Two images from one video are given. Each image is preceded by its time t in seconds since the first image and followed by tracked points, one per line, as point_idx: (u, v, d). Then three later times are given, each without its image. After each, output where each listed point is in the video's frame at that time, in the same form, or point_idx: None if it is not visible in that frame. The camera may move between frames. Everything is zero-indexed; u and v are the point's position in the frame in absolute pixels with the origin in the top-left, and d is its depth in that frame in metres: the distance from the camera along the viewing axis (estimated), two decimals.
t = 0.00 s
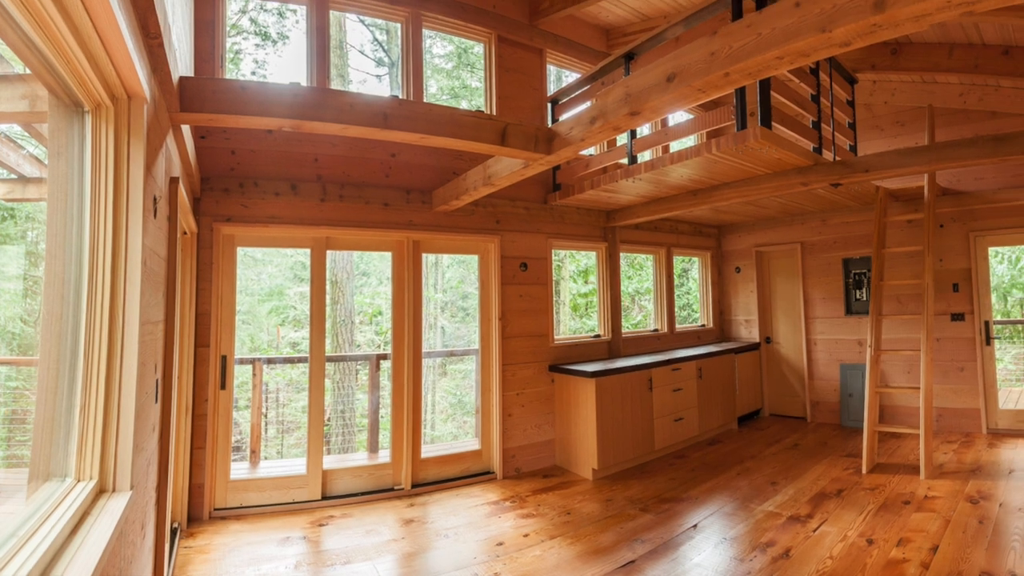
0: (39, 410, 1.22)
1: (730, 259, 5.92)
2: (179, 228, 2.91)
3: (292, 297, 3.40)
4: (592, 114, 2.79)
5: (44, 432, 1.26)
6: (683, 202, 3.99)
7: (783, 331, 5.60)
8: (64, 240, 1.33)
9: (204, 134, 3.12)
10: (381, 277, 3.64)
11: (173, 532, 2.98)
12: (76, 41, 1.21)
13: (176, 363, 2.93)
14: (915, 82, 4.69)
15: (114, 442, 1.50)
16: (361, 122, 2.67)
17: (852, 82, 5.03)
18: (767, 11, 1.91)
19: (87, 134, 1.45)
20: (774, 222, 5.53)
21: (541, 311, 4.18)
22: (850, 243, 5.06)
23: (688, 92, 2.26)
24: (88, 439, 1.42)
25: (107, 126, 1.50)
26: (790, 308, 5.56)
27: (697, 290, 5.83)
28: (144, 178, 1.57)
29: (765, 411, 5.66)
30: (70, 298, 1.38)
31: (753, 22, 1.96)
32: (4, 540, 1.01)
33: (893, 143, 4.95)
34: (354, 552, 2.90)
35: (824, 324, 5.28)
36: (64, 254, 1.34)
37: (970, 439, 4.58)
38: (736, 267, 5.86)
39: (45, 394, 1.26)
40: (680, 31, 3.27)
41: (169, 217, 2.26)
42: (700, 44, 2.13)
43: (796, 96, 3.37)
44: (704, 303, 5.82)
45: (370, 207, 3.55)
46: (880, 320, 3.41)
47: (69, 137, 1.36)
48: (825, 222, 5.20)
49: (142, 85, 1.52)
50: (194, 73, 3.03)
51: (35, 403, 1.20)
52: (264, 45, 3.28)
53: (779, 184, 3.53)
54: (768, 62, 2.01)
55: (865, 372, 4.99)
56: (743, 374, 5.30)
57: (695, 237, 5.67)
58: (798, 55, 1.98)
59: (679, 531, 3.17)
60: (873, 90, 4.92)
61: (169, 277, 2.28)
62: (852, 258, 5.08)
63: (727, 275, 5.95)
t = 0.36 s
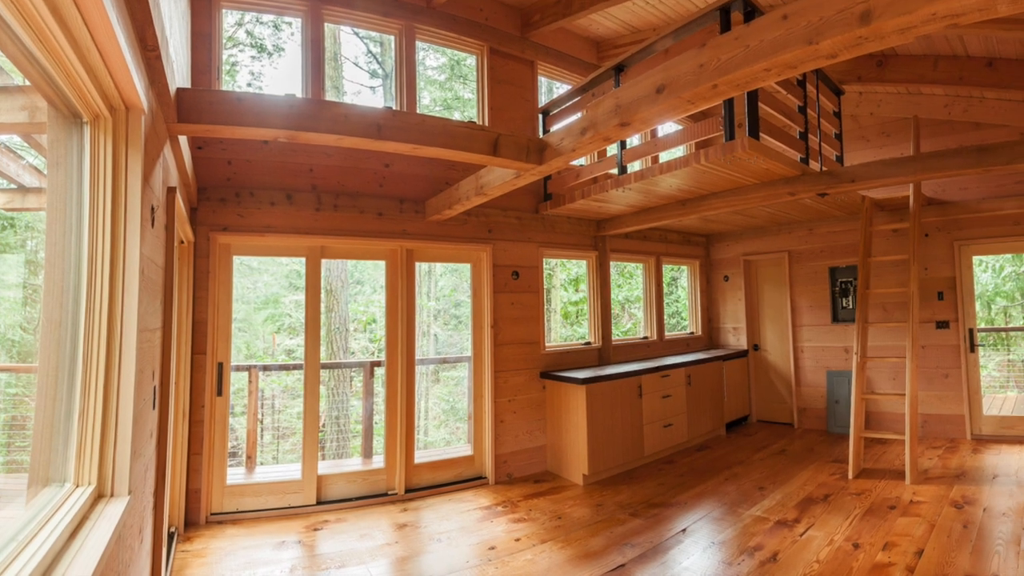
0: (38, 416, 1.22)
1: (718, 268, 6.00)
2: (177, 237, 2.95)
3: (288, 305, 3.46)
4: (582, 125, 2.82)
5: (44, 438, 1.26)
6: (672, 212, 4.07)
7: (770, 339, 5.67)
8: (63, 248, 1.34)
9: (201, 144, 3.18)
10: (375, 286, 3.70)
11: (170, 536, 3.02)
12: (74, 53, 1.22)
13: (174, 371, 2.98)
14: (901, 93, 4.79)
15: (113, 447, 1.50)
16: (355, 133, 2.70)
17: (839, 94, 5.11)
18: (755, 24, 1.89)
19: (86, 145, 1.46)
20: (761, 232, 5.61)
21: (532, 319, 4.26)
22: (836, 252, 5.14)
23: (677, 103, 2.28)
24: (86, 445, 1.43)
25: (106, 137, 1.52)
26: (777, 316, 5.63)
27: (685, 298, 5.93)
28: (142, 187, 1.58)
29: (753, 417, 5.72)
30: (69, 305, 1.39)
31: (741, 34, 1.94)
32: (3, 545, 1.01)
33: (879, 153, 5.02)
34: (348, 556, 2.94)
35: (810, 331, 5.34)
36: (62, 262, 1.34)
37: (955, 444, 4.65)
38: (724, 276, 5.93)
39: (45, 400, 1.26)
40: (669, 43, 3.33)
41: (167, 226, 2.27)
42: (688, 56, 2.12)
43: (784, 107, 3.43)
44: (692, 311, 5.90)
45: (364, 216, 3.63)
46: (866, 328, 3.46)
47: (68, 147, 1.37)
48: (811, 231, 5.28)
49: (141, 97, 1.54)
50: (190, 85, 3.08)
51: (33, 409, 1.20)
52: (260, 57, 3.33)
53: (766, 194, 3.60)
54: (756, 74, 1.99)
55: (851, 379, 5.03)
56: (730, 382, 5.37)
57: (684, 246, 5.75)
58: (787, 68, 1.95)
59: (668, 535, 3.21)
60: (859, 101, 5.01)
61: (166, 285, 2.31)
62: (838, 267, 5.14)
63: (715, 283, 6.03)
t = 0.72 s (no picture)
0: (38, 421, 1.25)
1: (707, 276, 6.06)
2: (174, 246, 3.00)
3: (283, 312, 3.51)
4: (573, 136, 2.85)
5: (43, 443, 1.30)
6: (662, 221, 4.13)
7: (758, 346, 5.72)
8: (62, 257, 1.38)
9: (197, 155, 3.23)
10: (369, 293, 3.76)
11: (168, 541, 3.06)
12: (72, 64, 1.26)
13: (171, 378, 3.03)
14: (887, 104, 4.81)
15: (111, 453, 1.55)
16: (350, 143, 2.73)
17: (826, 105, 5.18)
18: (743, 36, 1.94)
19: (83, 156, 1.51)
20: (750, 240, 5.68)
21: (524, 326, 4.33)
22: (823, 261, 5.21)
23: (667, 113, 2.31)
24: (86, 451, 1.47)
25: (104, 148, 1.56)
26: (766, 323, 5.69)
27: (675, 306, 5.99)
28: (138, 197, 1.63)
29: (741, 423, 5.77)
30: (69, 313, 1.43)
31: (729, 46, 1.99)
32: (4, 548, 1.05)
33: (865, 164, 5.08)
34: (342, 560, 2.99)
35: (798, 338, 5.41)
36: (61, 271, 1.38)
37: (940, 450, 4.71)
38: (713, 284, 6.00)
39: (44, 407, 1.29)
40: (658, 55, 3.38)
41: (164, 235, 2.31)
42: (677, 68, 2.17)
43: (771, 118, 3.48)
44: (681, 319, 5.96)
45: (358, 226, 3.69)
46: (852, 336, 3.52)
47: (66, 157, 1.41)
48: (799, 240, 5.36)
49: (138, 108, 1.59)
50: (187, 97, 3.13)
51: (33, 415, 1.23)
52: (256, 69, 3.38)
53: (754, 203, 3.66)
54: (744, 85, 2.03)
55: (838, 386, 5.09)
56: (719, 388, 5.43)
57: (673, 255, 5.81)
58: (773, 79, 1.97)
59: (658, 540, 3.25)
60: (845, 112, 5.06)
61: (164, 293, 2.35)
62: (825, 275, 5.21)
63: (704, 291, 6.09)
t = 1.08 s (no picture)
0: (37, 427, 1.26)
1: (696, 284, 6.13)
2: (172, 254, 3.05)
3: (278, 320, 3.57)
4: (564, 146, 2.89)
5: (43, 449, 1.31)
6: (652, 230, 4.19)
7: (746, 353, 5.79)
8: (61, 266, 1.39)
9: (194, 165, 3.29)
10: (363, 301, 3.83)
11: (165, 544, 3.10)
12: (72, 76, 1.26)
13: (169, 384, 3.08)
14: (873, 115, 4.93)
15: (109, 457, 1.57)
16: (344, 153, 2.76)
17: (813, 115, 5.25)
18: (731, 48, 1.96)
19: (83, 165, 1.51)
20: (739, 249, 5.75)
21: (515, 334, 4.39)
22: (810, 269, 5.29)
23: (656, 124, 2.34)
24: (84, 456, 1.49)
25: (104, 159, 1.57)
26: (753, 332, 5.75)
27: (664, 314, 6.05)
28: (136, 206, 1.64)
29: (729, 429, 5.82)
30: (68, 321, 1.44)
31: (718, 58, 2.00)
32: (4, 553, 1.06)
33: (851, 174, 5.15)
34: (337, 563, 3.03)
35: (785, 346, 5.47)
36: (60, 279, 1.39)
37: (925, 455, 4.77)
38: (702, 292, 6.07)
39: (44, 413, 1.30)
40: (648, 66, 3.42)
41: (162, 243, 2.35)
42: (667, 79, 2.19)
43: (759, 128, 3.53)
44: (670, 327, 6.02)
45: (353, 235, 3.75)
46: (838, 343, 3.58)
47: (66, 167, 1.42)
48: (786, 249, 5.44)
49: (137, 118, 1.60)
50: (184, 107, 3.19)
51: (33, 421, 1.24)
52: (252, 80, 3.43)
53: (743, 213, 3.72)
54: (732, 97, 2.04)
55: (824, 393, 5.15)
56: (708, 394, 5.50)
57: (663, 264, 5.88)
58: (761, 90, 1.99)
59: (647, 544, 3.30)
60: (832, 123, 5.15)
61: (161, 301, 2.39)
62: (812, 283, 5.29)
63: (693, 299, 6.16)
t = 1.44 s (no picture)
0: (37, 432, 1.30)
1: (686, 292, 6.19)
2: (169, 263, 3.10)
3: (274, 327, 3.63)
4: (556, 156, 2.93)
5: (42, 454, 1.35)
6: (643, 238, 4.25)
7: (735, 360, 5.84)
8: (60, 275, 1.44)
9: (191, 175, 3.34)
10: (358, 309, 3.89)
11: (162, 548, 3.14)
12: (71, 88, 1.30)
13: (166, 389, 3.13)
14: (860, 126, 4.97)
15: (107, 463, 1.61)
16: (339, 163, 2.81)
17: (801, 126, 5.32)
18: (720, 59, 2.00)
19: (81, 174, 1.56)
20: (728, 257, 5.82)
21: (507, 341, 4.46)
22: (798, 277, 5.35)
23: (647, 134, 2.37)
24: (82, 462, 1.54)
25: (101, 168, 1.61)
26: (742, 339, 5.81)
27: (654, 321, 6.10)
28: (134, 217, 1.69)
29: (718, 435, 5.87)
30: (67, 329, 1.49)
31: (707, 69, 2.05)
32: (5, 557, 1.11)
33: (838, 183, 5.21)
34: (332, 566, 3.09)
35: (774, 352, 5.53)
36: (59, 288, 1.44)
37: (911, 460, 4.83)
38: (691, 299, 6.13)
39: (43, 419, 1.34)
40: (639, 78, 3.48)
41: (160, 251, 2.40)
42: (657, 90, 2.23)
43: (748, 139, 3.58)
44: (660, 334, 6.07)
45: (347, 243, 3.81)
46: (826, 350, 3.63)
47: (66, 177, 1.46)
48: (774, 257, 5.51)
49: (134, 128, 1.64)
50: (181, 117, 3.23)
51: (32, 427, 1.28)
52: (248, 91, 3.48)
53: (731, 221, 3.78)
54: (722, 107, 2.07)
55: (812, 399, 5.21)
56: (697, 400, 5.55)
57: (652, 272, 5.94)
58: (749, 100, 2.01)
59: (638, 548, 3.35)
60: (819, 133, 5.21)
61: (159, 308, 2.43)
62: (800, 291, 5.35)
63: (682, 307, 6.22)
